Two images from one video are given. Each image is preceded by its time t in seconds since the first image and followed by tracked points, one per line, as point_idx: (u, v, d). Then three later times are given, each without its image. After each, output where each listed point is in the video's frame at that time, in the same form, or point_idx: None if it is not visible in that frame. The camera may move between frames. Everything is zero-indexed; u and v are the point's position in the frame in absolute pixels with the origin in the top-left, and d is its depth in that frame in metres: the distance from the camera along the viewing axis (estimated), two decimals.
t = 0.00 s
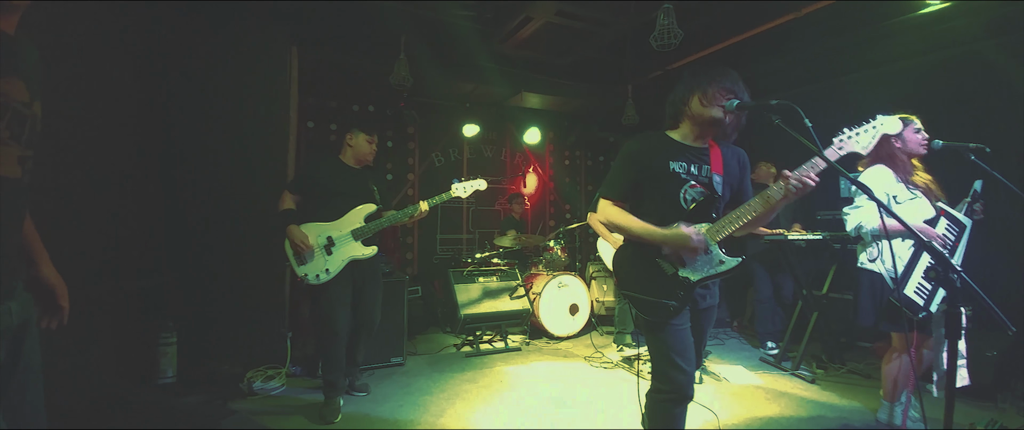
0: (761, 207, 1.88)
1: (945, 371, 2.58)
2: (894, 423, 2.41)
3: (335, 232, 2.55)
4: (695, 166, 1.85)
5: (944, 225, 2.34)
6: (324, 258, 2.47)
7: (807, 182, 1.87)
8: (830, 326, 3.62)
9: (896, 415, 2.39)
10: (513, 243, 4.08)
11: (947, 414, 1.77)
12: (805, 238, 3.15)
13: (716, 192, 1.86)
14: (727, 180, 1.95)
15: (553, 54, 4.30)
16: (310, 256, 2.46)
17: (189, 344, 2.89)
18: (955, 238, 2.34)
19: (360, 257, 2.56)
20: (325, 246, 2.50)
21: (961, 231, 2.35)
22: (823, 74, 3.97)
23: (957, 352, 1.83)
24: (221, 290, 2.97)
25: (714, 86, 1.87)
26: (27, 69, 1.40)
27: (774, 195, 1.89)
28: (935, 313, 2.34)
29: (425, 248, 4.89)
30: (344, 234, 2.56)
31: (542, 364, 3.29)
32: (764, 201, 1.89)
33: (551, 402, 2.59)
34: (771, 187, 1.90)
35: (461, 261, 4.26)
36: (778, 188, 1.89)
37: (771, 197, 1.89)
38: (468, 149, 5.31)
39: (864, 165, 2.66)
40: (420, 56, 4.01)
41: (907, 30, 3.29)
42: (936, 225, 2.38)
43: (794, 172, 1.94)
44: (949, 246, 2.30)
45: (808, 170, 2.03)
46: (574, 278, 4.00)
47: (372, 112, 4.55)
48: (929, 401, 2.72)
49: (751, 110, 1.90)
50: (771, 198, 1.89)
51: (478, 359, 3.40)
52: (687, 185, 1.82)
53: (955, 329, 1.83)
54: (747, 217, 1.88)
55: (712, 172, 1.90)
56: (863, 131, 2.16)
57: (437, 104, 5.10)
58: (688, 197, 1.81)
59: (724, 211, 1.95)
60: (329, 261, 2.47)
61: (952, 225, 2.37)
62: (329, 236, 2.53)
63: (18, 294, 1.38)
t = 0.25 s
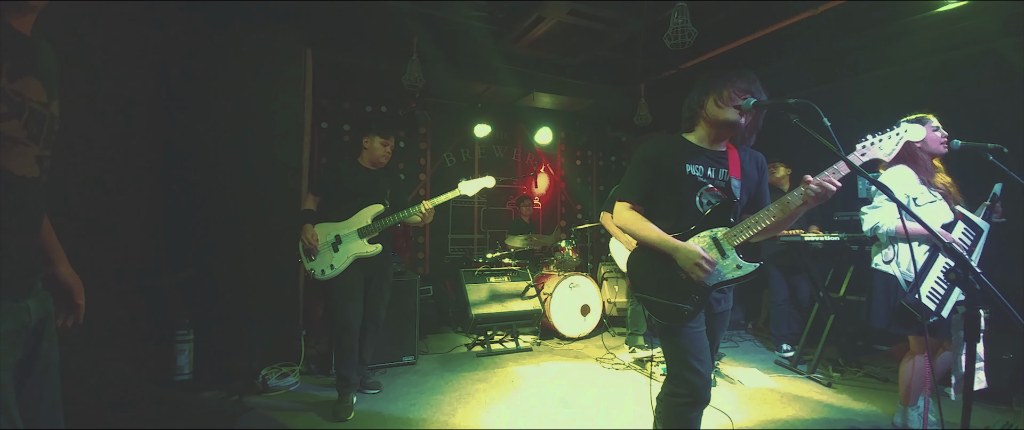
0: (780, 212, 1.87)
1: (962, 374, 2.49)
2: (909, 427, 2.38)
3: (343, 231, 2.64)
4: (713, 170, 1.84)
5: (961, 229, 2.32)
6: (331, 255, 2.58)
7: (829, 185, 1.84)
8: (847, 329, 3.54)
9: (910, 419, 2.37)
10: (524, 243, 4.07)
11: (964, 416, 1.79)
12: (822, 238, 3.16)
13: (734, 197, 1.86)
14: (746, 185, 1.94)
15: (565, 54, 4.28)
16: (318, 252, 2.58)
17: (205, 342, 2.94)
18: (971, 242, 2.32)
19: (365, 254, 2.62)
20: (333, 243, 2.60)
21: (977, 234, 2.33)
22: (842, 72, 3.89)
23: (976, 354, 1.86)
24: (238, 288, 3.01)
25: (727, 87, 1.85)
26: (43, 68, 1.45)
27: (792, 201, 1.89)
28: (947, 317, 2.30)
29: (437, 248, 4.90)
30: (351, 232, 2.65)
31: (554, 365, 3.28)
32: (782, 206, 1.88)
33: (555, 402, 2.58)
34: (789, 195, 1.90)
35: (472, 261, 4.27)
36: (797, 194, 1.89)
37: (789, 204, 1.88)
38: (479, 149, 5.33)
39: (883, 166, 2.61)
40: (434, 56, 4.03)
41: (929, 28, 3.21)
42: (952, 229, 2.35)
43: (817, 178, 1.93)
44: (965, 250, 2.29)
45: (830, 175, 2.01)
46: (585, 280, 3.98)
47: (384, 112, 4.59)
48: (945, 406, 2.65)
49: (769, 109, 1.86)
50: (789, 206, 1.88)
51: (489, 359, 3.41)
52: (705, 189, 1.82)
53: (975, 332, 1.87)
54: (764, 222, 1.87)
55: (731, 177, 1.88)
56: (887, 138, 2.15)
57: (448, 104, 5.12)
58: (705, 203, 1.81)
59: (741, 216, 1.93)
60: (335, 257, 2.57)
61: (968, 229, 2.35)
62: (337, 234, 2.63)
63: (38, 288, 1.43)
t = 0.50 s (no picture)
0: (788, 212, 1.87)
1: (973, 376, 2.40)
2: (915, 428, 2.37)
3: (342, 230, 2.72)
4: (720, 169, 1.82)
5: (972, 231, 2.28)
6: (330, 253, 2.69)
7: (837, 184, 1.85)
8: (856, 330, 3.51)
9: (917, 420, 2.36)
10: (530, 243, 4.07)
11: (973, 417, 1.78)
12: (831, 239, 3.17)
13: (742, 197, 1.84)
14: (755, 186, 1.92)
15: (571, 53, 4.28)
16: (319, 250, 2.71)
17: (214, 340, 2.97)
18: (982, 244, 2.28)
19: (362, 254, 2.70)
20: (332, 242, 2.70)
21: (989, 237, 2.28)
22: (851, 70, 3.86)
23: (985, 355, 1.83)
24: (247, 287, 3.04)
25: (736, 86, 1.84)
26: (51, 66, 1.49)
27: (800, 201, 1.88)
28: (956, 319, 2.27)
29: (443, 248, 4.92)
30: (349, 232, 2.72)
31: (560, 365, 3.28)
32: (789, 206, 1.88)
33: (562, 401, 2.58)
34: (797, 193, 1.89)
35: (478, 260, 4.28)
36: (805, 194, 1.89)
37: (795, 202, 1.88)
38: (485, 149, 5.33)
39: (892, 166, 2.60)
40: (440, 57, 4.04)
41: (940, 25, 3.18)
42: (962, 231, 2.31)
43: (826, 177, 1.93)
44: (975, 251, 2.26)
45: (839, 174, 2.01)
46: (591, 280, 3.97)
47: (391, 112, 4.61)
48: (954, 407, 2.63)
49: (778, 108, 1.84)
50: (797, 205, 1.87)
51: (495, 359, 3.42)
52: (711, 189, 1.80)
53: (986, 334, 1.84)
54: (771, 224, 1.86)
55: (739, 177, 1.86)
56: (896, 136, 2.10)
57: (454, 104, 5.13)
58: (712, 203, 1.79)
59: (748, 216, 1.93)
60: (333, 256, 2.68)
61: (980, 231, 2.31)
62: (336, 233, 2.71)
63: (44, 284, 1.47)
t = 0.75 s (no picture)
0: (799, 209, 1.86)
1: (985, 376, 2.32)
2: None
3: (345, 231, 2.76)
4: (730, 168, 1.82)
5: (983, 230, 2.29)
6: (333, 252, 2.74)
7: (848, 181, 1.83)
8: (867, 331, 3.46)
9: (929, 421, 2.33)
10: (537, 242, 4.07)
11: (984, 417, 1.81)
12: (843, 239, 3.12)
13: (751, 196, 1.82)
14: (764, 184, 1.89)
15: (578, 52, 4.28)
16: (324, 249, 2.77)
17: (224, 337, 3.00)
18: (993, 242, 2.30)
19: (362, 257, 2.71)
20: (336, 242, 2.75)
21: (999, 235, 2.30)
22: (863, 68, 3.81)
23: (997, 356, 1.87)
24: (256, 285, 3.07)
25: (747, 84, 1.82)
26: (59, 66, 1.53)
27: (811, 199, 1.87)
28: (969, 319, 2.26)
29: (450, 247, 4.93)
30: (351, 233, 2.74)
31: (567, 364, 3.28)
32: (800, 203, 1.87)
33: (569, 401, 2.58)
34: (807, 191, 1.88)
35: (485, 259, 4.28)
36: (815, 192, 1.87)
37: (806, 200, 1.86)
38: (492, 148, 5.34)
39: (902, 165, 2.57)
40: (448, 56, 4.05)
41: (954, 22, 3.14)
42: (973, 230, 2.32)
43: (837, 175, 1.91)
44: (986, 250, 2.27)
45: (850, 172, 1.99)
46: (599, 280, 3.97)
47: (398, 112, 4.63)
48: (966, 408, 2.60)
49: (789, 106, 1.83)
50: (807, 202, 1.86)
51: (501, 358, 3.43)
52: (721, 188, 1.79)
53: (997, 335, 1.87)
54: (782, 222, 1.83)
55: (748, 175, 1.85)
56: (907, 133, 2.09)
57: (461, 104, 5.14)
58: (721, 202, 1.78)
59: (759, 214, 1.91)
60: (336, 255, 2.72)
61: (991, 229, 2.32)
62: (340, 233, 2.75)
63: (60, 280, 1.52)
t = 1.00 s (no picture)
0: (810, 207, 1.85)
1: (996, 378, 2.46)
2: None
3: (354, 230, 2.77)
4: (739, 166, 1.79)
5: (993, 230, 2.24)
6: (338, 252, 2.75)
7: (859, 178, 1.79)
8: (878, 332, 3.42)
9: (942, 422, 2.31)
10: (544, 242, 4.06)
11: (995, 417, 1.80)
12: (853, 240, 3.09)
13: (761, 195, 1.81)
14: (774, 182, 1.90)
15: (585, 51, 4.27)
16: (329, 247, 2.77)
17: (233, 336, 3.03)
18: (1003, 243, 2.24)
19: (369, 259, 2.74)
20: (341, 241, 2.75)
21: (1011, 236, 2.25)
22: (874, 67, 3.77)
23: (1008, 357, 1.86)
24: (265, 284, 3.10)
25: (757, 83, 1.80)
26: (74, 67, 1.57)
27: (821, 197, 1.86)
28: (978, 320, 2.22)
29: (457, 247, 4.93)
30: (359, 234, 2.76)
31: (575, 365, 3.26)
32: (811, 201, 1.86)
33: (576, 402, 2.57)
34: (817, 189, 1.87)
35: (492, 259, 4.28)
36: (826, 189, 1.86)
37: (817, 198, 1.86)
38: (499, 148, 5.34)
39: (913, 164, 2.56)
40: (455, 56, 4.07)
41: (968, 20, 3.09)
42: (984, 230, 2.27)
43: (848, 173, 1.88)
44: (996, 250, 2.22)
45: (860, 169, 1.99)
46: (606, 280, 3.96)
47: (406, 112, 4.65)
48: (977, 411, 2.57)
49: (799, 106, 1.82)
50: (818, 201, 1.86)
51: (508, 358, 3.43)
52: (730, 187, 1.77)
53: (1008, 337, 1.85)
54: (793, 219, 1.84)
55: (757, 174, 1.84)
56: (917, 129, 2.06)
57: (468, 104, 5.15)
58: (731, 199, 1.76)
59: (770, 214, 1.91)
60: (342, 255, 2.74)
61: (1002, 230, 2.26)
62: (346, 233, 2.76)
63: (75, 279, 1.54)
